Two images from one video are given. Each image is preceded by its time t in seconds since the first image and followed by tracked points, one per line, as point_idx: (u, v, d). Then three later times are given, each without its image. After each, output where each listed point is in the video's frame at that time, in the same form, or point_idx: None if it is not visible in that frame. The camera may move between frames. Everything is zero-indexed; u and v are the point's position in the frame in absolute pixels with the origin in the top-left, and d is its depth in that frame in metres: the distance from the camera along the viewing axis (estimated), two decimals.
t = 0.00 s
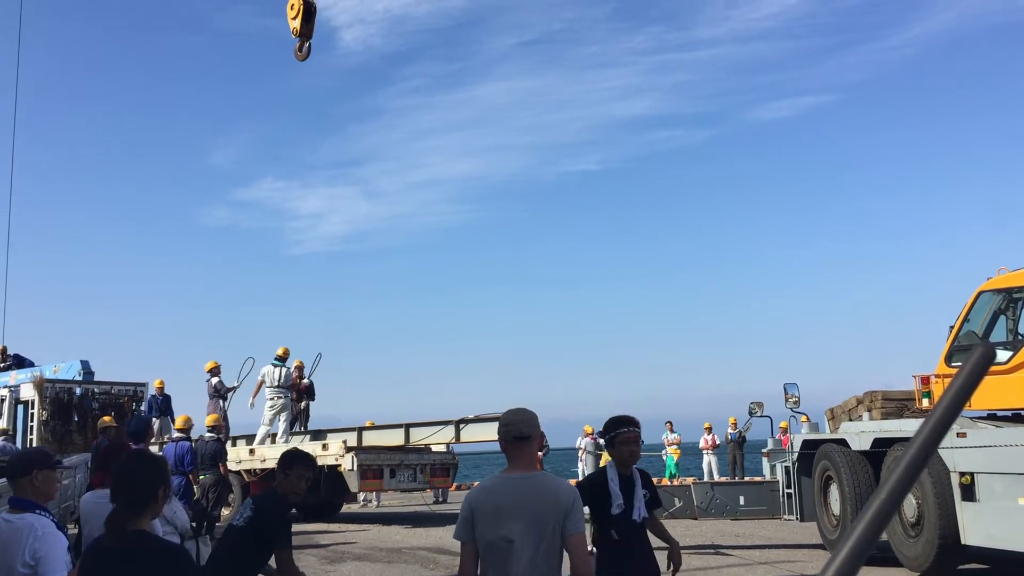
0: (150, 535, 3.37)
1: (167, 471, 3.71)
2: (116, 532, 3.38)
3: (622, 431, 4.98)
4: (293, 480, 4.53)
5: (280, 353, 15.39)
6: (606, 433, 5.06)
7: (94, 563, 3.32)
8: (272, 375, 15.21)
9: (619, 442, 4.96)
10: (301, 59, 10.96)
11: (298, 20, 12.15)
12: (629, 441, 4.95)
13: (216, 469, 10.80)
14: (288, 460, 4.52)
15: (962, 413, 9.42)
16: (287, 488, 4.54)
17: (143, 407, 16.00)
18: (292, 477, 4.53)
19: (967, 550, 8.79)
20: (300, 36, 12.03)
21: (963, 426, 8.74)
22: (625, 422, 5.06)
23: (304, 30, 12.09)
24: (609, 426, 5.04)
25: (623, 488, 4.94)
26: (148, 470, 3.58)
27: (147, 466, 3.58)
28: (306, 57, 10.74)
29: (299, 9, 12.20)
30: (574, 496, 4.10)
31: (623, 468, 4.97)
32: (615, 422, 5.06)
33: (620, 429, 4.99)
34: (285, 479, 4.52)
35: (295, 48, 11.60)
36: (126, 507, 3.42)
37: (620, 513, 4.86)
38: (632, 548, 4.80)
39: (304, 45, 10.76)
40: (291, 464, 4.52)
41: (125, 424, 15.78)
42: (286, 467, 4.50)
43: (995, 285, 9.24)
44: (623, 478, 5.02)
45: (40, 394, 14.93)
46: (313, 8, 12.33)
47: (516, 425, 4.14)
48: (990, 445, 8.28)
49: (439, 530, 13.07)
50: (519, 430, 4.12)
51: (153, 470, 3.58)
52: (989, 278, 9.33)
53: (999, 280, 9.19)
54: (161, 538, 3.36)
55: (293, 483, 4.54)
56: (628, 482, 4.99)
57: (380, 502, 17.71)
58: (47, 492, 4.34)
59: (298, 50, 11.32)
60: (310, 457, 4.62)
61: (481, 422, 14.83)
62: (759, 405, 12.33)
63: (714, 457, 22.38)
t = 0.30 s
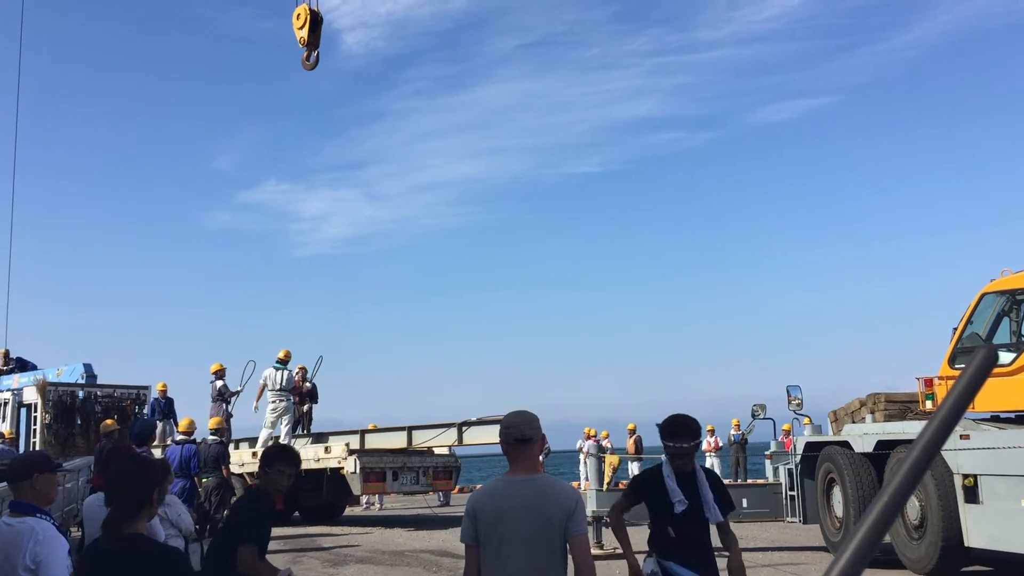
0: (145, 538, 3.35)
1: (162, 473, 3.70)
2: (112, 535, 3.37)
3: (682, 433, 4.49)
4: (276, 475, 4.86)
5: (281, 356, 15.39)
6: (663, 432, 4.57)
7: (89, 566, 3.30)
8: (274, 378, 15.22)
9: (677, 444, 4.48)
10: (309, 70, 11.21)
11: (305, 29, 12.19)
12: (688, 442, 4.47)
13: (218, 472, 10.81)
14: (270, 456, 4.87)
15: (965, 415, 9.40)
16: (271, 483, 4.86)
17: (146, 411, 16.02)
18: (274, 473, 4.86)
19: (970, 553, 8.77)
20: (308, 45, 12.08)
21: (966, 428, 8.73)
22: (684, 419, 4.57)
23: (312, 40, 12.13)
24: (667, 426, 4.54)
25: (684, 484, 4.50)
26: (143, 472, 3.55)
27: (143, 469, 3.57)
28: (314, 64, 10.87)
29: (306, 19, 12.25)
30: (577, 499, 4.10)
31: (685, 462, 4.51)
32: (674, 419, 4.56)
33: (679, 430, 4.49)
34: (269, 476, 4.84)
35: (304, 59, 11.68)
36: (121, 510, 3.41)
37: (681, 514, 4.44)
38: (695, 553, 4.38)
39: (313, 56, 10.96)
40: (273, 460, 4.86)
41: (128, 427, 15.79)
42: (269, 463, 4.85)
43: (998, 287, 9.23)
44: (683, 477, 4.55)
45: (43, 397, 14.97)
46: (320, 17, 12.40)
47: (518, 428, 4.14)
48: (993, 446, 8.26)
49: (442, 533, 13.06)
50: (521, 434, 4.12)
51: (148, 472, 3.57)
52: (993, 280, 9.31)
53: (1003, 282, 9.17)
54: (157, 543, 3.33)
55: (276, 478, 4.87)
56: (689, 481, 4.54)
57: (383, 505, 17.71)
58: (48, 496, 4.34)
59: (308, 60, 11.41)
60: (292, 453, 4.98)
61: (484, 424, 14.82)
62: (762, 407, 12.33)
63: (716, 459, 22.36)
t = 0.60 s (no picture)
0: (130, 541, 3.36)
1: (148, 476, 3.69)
2: (101, 540, 3.37)
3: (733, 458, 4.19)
4: (261, 475, 4.87)
5: (284, 362, 15.40)
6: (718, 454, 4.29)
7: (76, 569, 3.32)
8: (277, 381, 15.21)
9: (731, 468, 4.21)
10: (316, 80, 11.32)
11: (312, 40, 12.22)
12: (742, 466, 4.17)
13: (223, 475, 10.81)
14: (251, 455, 4.86)
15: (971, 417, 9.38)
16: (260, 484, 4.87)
17: (150, 413, 16.03)
18: (259, 473, 4.86)
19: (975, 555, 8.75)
20: (315, 56, 12.11)
21: (971, 430, 8.71)
22: (738, 436, 4.26)
23: (319, 51, 12.17)
24: (717, 449, 4.25)
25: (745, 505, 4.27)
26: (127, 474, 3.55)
27: (129, 474, 3.57)
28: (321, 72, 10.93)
29: (314, 30, 12.27)
30: (581, 501, 4.09)
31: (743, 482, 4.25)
32: (726, 439, 4.27)
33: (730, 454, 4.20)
34: (256, 477, 4.85)
35: (310, 70, 11.70)
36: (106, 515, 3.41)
37: (744, 537, 4.23)
38: None
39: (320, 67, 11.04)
40: (255, 458, 4.87)
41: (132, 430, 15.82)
42: (253, 464, 4.85)
43: (1004, 288, 9.20)
44: (746, 495, 4.30)
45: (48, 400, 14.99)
46: (326, 27, 12.43)
47: (521, 430, 4.14)
48: (998, 448, 8.25)
49: (447, 535, 13.05)
50: (524, 436, 4.12)
51: (134, 476, 3.57)
52: (998, 281, 9.30)
53: (1008, 283, 9.15)
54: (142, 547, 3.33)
55: (263, 478, 4.87)
56: (754, 499, 4.29)
57: (387, 507, 17.71)
58: (49, 499, 4.35)
59: (316, 71, 11.45)
60: (276, 450, 4.96)
61: (488, 426, 14.81)
62: (766, 409, 12.31)
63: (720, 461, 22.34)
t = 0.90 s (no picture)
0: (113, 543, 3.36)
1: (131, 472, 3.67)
2: (84, 541, 3.38)
3: (817, 459, 3.96)
4: (286, 481, 4.53)
5: (287, 365, 15.43)
6: (796, 453, 4.05)
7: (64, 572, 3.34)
8: (280, 384, 15.26)
9: (814, 469, 3.97)
10: (319, 91, 11.42)
11: (317, 50, 12.24)
12: (827, 467, 3.95)
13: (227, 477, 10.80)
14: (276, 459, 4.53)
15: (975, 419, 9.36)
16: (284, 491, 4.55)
17: (154, 416, 16.01)
18: (284, 479, 4.53)
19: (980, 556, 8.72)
20: (319, 66, 12.12)
21: (975, 431, 8.69)
22: (820, 436, 4.05)
23: (323, 61, 12.18)
24: (800, 446, 4.01)
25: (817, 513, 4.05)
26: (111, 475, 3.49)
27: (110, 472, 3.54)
28: (325, 84, 11.05)
29: (319, 40, 12.28)
30: (584, 502, 4.08)
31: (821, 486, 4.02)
32: (810, 438, 4.02)
33: (817, 454, 3.96)
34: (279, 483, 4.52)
35: (315, 80, 11.72)
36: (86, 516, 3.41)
37: (812, 546, 4.01)
38: None
39: (324, 79, 11.15)
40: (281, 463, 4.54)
41: (136, 432, 15.81)
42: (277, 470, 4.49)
43: (1009, 289, 9.18)
44: (818, 499, 4.08)
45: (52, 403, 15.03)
46: (332, 37, 12.45)
47: (524, 432, 4.15)
48: (1003, 449, 8.23)
49: (450, 537, 13.04)
50: (529, 438, 4.13)
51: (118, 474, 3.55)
52: (1003, 282, 9.27)
53: (1013, 284, 9.13)
54: (127, 549, 3.35)
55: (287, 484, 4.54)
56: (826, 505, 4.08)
57: (391, 509, 17.72)
58: (52, 501, 4.34)
59: (320, 81, 11.46)
60: (302, 455, 4.62)
61: (492, 428, 14.79)
62: (770, 411, 12.29)
63: (725, 463, 22.30)
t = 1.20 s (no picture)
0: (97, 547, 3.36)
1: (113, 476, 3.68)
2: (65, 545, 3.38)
3: (890, 461, 3.65)
4: (304, 476, 4.38)
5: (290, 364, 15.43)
6: (867, 450, 3.74)
7: None
8: (282, 385, 15.27)
9: (885, 471, 3.67)
10: (323, 100, 11.50)
11: (320, 60, 12.24)
12: (897, 470, 3.63)
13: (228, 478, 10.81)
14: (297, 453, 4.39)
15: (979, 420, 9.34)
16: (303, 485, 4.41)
17: (157, 418, 16.02)
18: (303, 473, 4.39)
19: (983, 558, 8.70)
20: (322, 76, 12.12)
21: (979, 432, 8.67)
22: (896, 436, 3.73)
23: (327, 71, 12.19)
24: (872, 446, 3.71)
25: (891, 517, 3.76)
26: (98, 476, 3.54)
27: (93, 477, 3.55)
28: (330, 96, 11.23)
29: (322, 49, 12.29)
30: (586, 504, 4.07)
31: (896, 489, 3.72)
32: (885, 436, 3.71)
33: (888, 455, 3.65)
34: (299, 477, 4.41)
35: (318, 89, 11.74)
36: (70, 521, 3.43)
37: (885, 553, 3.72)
38: None
39: (328, 87, 11.27)
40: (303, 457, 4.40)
41: (139, 434, 15.81)
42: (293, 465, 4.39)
43: (1012, 290, 9.17)
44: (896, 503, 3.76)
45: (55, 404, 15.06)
46: (335, 47, 12.47)
47: (528, 434, 4.14)
48: (1006, 451, 8.21)
49: (452, 539, 13.03)
50: (532, 440, 4.12)
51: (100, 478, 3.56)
52: (1006, 284, 9.26)
53: (1016, 285, 9.12)
54: (113, 552, 3.36)
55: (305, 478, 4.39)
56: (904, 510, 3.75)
57: (394, 511, 17.72)
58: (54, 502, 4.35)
59: (323, 90, 11.48)
60: (324, 449, 4.42)
61: (493, 430, 14.80)
62: (773, 412, 12.28)
63: (727, 465, 22.29)
